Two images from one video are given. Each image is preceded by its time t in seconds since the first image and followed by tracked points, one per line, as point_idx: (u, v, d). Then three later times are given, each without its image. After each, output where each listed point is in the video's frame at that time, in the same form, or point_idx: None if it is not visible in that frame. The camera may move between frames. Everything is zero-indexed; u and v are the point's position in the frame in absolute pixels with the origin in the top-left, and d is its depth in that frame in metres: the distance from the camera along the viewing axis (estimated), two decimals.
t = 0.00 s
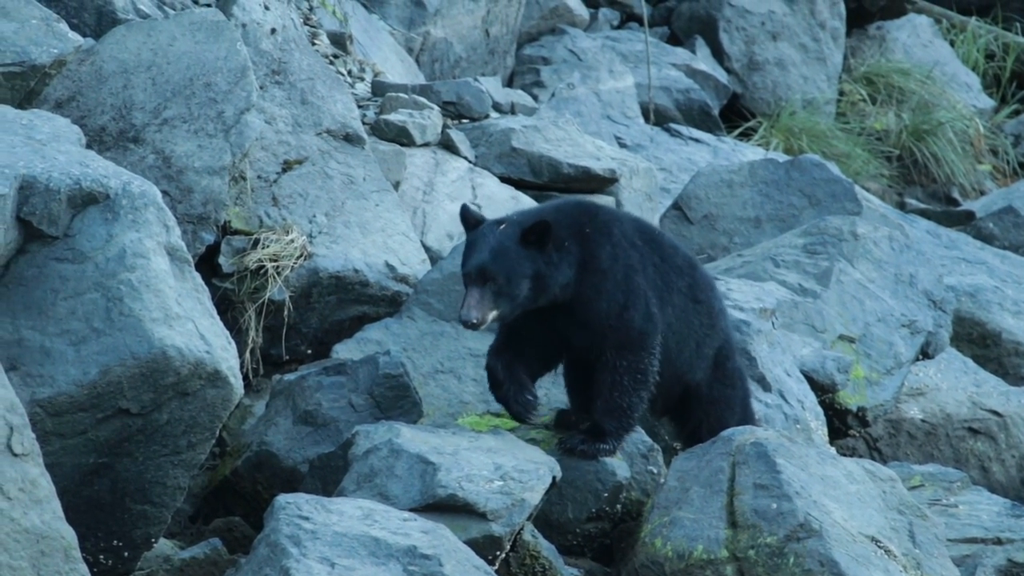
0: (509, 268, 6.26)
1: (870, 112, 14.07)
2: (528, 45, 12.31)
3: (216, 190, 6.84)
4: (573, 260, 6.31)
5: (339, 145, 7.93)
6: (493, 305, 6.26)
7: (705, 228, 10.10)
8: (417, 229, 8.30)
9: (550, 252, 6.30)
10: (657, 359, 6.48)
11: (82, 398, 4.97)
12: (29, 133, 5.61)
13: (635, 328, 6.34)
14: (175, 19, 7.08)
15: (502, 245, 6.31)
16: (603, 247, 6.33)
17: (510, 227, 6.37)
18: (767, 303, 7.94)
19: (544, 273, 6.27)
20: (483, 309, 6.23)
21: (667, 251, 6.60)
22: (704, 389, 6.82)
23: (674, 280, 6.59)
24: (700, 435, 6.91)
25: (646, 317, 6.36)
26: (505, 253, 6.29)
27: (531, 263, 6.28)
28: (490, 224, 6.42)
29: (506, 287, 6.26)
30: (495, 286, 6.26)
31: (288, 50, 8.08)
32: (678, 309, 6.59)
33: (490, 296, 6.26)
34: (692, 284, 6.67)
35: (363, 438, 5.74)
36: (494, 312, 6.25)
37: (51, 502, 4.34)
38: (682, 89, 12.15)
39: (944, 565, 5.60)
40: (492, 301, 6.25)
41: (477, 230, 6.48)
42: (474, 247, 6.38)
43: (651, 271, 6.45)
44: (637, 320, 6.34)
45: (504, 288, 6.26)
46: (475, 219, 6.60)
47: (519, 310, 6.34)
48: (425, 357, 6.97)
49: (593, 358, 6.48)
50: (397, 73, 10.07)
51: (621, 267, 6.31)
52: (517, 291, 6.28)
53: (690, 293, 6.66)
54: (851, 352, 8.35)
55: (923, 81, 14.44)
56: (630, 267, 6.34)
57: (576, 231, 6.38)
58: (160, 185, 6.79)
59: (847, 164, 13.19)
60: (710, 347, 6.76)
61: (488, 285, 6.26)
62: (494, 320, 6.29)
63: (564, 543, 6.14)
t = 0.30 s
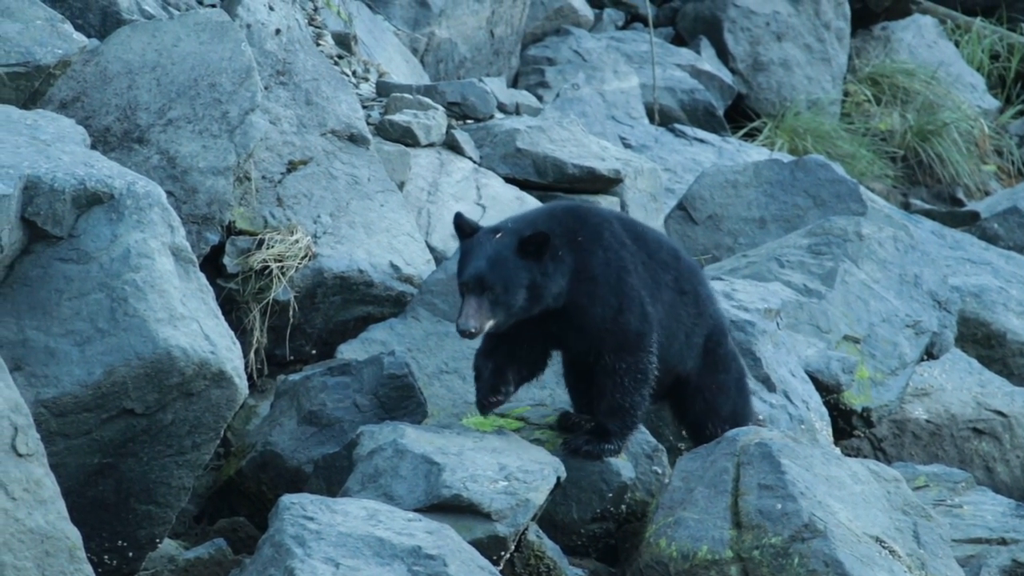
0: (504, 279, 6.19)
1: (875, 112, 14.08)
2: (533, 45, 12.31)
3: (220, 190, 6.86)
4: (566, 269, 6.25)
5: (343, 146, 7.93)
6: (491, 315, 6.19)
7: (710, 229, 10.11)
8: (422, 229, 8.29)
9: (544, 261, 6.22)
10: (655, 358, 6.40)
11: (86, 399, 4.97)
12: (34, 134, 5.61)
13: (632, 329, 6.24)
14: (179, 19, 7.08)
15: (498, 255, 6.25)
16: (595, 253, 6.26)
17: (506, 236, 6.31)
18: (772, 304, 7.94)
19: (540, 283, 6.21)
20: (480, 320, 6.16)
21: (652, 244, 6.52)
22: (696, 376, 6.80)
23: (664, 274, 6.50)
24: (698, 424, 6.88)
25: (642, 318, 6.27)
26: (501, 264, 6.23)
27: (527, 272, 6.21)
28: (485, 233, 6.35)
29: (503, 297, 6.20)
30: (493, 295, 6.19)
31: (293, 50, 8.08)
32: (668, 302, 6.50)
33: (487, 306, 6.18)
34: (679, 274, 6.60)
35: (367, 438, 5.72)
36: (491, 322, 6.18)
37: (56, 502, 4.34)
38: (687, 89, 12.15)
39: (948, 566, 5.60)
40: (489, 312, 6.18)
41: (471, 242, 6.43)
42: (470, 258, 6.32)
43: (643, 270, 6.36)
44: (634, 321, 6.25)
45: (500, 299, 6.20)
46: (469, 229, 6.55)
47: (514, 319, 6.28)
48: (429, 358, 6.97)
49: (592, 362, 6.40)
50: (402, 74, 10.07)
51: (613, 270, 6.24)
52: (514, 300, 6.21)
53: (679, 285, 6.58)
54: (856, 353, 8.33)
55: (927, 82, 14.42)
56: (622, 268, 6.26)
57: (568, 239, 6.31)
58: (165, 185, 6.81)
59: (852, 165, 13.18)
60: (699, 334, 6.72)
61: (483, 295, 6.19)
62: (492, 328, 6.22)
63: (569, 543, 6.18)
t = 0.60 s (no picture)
0: (504, 283, 6.13)
1: (879, 112, 14.05)
2: (537, 44, 12.30)
3: (224, 190, 6.85)
4: (564, 274, 6.22)
5: (347, 144, 7.93)
6: (490, 318, 6.12)
7: (715, 228, 10.08)
8: (426, 228, 8.28)
9: (544, 266, 6.17)
10: (653, 355, 6.41)
11: (90, 398, 4.98)
12: (37, 133, 5.61)
13: (631, 330, 6.25)
14: (183, 18, 7.07)
15: (499, 258, 6.18)
16: (592, 258, 6.24)
17: (506, 238, 6.22)
18: (776, 303, 7.95)
19: (539, 289, 6.17)
20: (481, 322, 6.08)
21: (639, 239, 6.51)
22: (686, 363, 6.79)
23: (654, 268, 6.49)
24: (691, 415, 6.89)
25: (640, 318, 6.28)
26: (501, 267, 6.15)
27: (527, 276, 6.16)
28: (484, 236, 6.24)
29: (503, 300, 6.13)
30: (493, 298, 6.13)
31: (297, 49, 8.09)
32: (661, 295, 6.49)
33: (487, 308, 6.12)
34: (668, 266, 6.58)
35: (371, 436, 5.72)
36: (491, 324, 6.12)
37: (60, 501, 4.33)
38: (691, 88, 12.14)
39: (952, 565, 5.60)
40: (489, 315, 6.11)
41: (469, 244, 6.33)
42: (469, 260, 6.23)
43: (637, 270, 6.36)
44: (632, 322, 6.26)
45: (500, 303, 6.13)
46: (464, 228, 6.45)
47: (513, 322, 6.23)
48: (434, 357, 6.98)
49: (591, 362, 6.39)
50: (406, 73, 10.06)
51: (610, 274, 6.23)
52: (514, 305, 6.16)
53: (669, 277, 6.57)
54: (860, 352, 8.33)
55: (931, 81, 14.40)
56: (619, 271, 6.25)
57: (565, 243, 6.28)
58: (170, 184, 6.80)
59: (856, 164, 13.17)
60: (689, 321, 6.69)
61: (483, 298, 6.11)
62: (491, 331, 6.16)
63: (573, 543, 6.17)
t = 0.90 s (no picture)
0: (506, 283, 6.00)
1: (885, 109, 14.09)
2: (543, 42, 12.29)
3: (230, 188, 6.83)
4: (564, 275, 6.11)
5: (352, 142, 7.94)
6: (492, 317, 6.00)
7: (720, 225, 10.07)
8: (432, 226, 8.28)
9: (545, 266, 6.07)
10: (652, 353, 6.34)
11: (96, 395, 4.98)
12: (43, 131, 5.62)
13: (631, 329, 6.18)
14: (189, 16, 7.08)
15: (500, 258, 6.05)
16: (592, 259, 6.15)
17: (509, 237, 6.12)
18: (782, 300, 7.94)
19: (541, 290, 6.06)
20: (483, 322, 5.95)
21: (630, 233, 6.45)
22: (676, 352, 6.72)
23: (647, 263, 6.43)
24: (679, 405, 6.87)
25: (639, 317, 6.20)
26: (503, 266, 6.03)
27: (529, 275, 6.04)
28: (487, 234, 6.14)
29: (505, 299, 6.01)
30: (495, 297, 6.00)
31: (302, 47, 8.08)
32: (654, 289, 6.42)
33: (489, 307, 5.99)
34: (658, 258, 6.53)
35: (377, 434, 5.75)
36: (492, 323, 5.99)
37: (66, 498, 4.34)
38: (697, 86, 12.14)
39: (958, 562, 5.59)
40: (490, 315, 5.98)
41: (469, 242, 6.20)
42: (470, 259, 6.10)
43: (634, 268, 6.29)
44: (633, 322, 6.18)
45: (502, 303, 6.01)
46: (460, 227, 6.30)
47: (513, 322, 6.11)
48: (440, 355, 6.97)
49: (591, 361, 6.30)
50: (412, 70, 10.06)
51: (610, 274, 6.14)
52: (515, 305, 6.04)
53: (659, 268, 6.51)
54: (865, 350, 8.32)
55: (937, 78, 14.36)
56: (619, 270, 6.16)
57: (563, 244, 6.18)
58: (175, 181, 6.80)
59: (862, 162, 13.16)
60: (679, 309, 6.62)
61: (485, 297, 5.99)
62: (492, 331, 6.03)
63: (578, 540, 6.18)
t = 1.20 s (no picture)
0: (507, 279, 5.93)
1: (892, 107, 14.02)
2: (549, 39, 12.28)
3: (237, 185, 6.85)
4: (565, 274, 6.05)
5: (359, 139, 7.94)
6: (493, 315, 5.92)
7: (727, 223, 10.05)
8: (439, 223, 8.28)
9: (546, 264, 6.00)
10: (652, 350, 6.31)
11: (103, 392, 4.98)
12: (49, 128, 5.62)
13: (632, 328, 6.14)
14: (196, 14, 7.06)
15: (501, 254, 5.98)
16: (592, 258, 6.09)
17: (512, 234, 6.05)
18: (788, 298, 7.92)
19: (542, 288, 5.99)
20: (484, 319, 5.88)
21: (623, 225, 6.39)
22: (669, 336, 6.68)
23: (641, 254, 6.38)
24: (666, 386, 6.85)
25: (639, 315, 6.16)
26: (504, 263, 5.96)
27: (531, 273, 5.97)
28: (490, 231, 6.07)
29: (507, 295, 5.94)
30: (496, 295, 5.93)
31: (309, 44, 8.08)
32: (649, 281, 6.37)
33: (491, 305, 5.91)
34: (650, 246, 6.48)
35: (384, 431, 5.75)
36: (494, 320, 5.92)
37: (73, 495, 4.33)
38: (703, 83, 12.13)
39: (965, 560, 5.58)
40: (492, 312, 5.91)
41: (472, 240, 6.11)
42: (471, 257, 6.04)
43: (631, 265, 6.24)
44: (634, 321, 6.14)
45: (504, 301, 5.94)
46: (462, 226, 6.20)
47: (514, 320, 6.03)
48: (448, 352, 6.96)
49: (592, 359, 6.25)
50: (419, 68, 10.06)
51: (610, 274, 6.08)
52: (517, 303, 5.97)
53: (652, 256, 6.46)
54: (872, 347, 8.33)
55: (944, 76, 14.36)
56: (619, 269, 6.11)
57: (565, 243, 6.11)
58: (182, 178, 6.80)
59: (868, 159, 13.14)
60: (671, 292, 6.56)
61: (486, 293, 5.92)
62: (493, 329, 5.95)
63: (585, 537, 6.17)
